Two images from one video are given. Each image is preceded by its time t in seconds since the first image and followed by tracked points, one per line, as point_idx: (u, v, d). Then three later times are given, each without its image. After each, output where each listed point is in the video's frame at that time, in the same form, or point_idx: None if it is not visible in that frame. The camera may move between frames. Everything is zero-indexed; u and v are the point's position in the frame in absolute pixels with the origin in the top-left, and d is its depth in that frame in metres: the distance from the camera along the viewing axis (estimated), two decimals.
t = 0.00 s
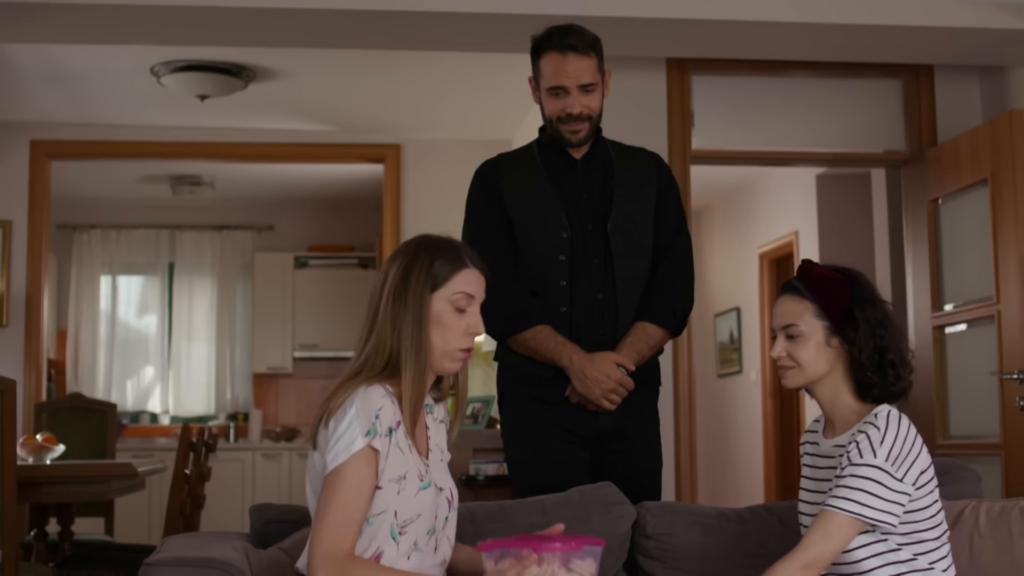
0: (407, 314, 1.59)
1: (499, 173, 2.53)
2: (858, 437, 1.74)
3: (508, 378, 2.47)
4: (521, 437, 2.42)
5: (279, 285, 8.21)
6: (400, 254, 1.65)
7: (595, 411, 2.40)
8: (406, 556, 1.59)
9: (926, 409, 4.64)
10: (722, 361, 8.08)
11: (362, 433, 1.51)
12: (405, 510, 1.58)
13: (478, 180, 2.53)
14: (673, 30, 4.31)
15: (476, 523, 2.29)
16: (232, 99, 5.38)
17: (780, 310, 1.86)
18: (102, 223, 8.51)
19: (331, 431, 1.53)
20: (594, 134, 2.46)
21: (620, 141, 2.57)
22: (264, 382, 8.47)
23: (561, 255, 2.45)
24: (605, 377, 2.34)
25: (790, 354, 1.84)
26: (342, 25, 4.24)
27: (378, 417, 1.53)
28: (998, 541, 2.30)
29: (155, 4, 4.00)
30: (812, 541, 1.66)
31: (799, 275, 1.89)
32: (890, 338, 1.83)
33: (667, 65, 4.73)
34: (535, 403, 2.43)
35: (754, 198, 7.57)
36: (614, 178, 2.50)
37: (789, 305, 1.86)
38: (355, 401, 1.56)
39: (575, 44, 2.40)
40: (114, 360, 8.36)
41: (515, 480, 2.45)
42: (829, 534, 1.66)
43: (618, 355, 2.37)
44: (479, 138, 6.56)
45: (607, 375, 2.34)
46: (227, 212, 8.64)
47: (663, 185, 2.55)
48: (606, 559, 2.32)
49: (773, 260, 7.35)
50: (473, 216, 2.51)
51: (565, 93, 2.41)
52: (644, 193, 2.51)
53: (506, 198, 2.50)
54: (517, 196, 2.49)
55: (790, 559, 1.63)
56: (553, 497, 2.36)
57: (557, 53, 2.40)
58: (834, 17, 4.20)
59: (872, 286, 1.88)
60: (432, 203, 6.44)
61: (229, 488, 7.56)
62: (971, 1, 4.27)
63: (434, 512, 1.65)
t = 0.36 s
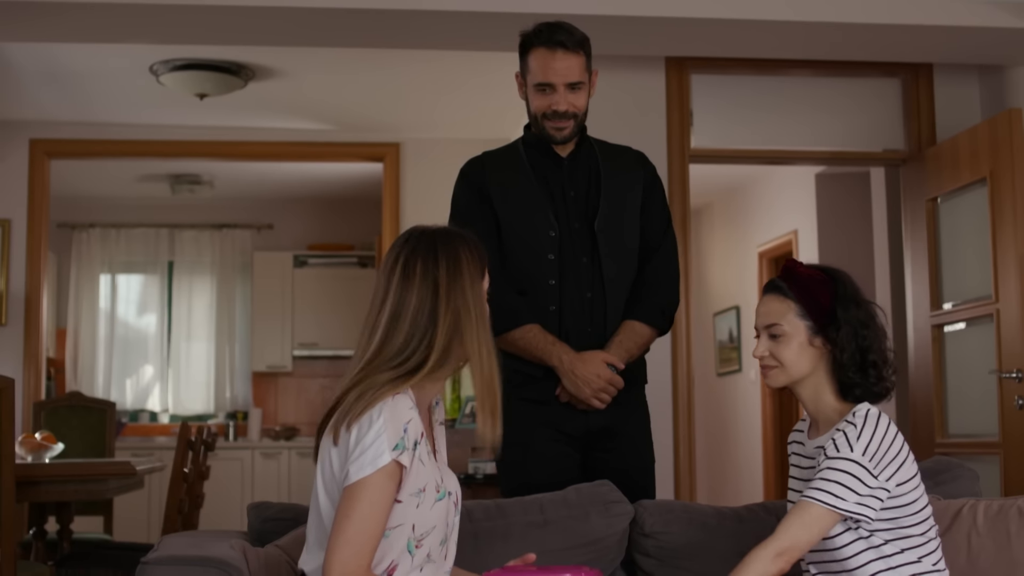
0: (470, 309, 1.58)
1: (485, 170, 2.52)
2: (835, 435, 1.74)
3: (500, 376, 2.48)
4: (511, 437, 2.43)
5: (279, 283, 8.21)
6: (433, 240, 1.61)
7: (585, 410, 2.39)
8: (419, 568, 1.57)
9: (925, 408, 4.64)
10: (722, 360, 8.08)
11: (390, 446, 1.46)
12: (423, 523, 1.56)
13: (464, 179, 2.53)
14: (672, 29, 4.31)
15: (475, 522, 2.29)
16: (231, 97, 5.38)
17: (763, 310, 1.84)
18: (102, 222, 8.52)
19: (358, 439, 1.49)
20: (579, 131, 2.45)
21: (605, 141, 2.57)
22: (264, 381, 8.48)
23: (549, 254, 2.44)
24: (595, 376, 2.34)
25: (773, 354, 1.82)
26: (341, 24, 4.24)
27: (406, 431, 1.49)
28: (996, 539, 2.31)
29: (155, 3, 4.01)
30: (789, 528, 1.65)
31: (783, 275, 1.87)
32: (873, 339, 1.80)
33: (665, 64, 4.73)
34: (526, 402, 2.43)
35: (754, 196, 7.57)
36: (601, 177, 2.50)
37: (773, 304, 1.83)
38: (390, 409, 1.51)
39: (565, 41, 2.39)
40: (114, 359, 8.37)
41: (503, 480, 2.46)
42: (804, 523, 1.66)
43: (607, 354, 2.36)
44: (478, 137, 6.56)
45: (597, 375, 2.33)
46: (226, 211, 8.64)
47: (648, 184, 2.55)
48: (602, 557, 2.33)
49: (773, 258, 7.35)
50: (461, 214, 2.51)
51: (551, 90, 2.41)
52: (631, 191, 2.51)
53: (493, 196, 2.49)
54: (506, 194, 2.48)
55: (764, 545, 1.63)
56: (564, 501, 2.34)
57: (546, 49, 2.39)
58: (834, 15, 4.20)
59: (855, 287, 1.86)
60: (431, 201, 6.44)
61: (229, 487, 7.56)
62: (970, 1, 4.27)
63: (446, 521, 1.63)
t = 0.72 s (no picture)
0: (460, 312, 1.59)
1: (492, 170, 2.53)
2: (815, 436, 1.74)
3: (503, 375, 2.48)
4: (513, 436, 2.42)
5: (278, 281, 8.20)
6: (422, 240, 1.62)
7: (589, 410, 2.39)
8: (412, 569, 1.58)
9: (923, 407, 4.64)
10: (722, 359, 8.07)
11: (380, 446, 1.46)
12: (414, 523, 1.56)
13: (471, 180, 2.53)
14: (671, 28, 4.31)
15: (471, 521, 2.29)
16: (230, 96, 5.38)
17: (749, 310, 1.85)
18: (101, 221, 8.52)
19: (349, 438, 1.49)
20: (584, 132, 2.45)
21: (612, 140, 2.58)
22: (263, 380, 8.48)
23: (553, 253, 2.45)
24: (596, 375, 2.33)
25: (756, 355, 1.83)
26: (341, 23, 4.24)
27: (396, 430, 1.50)
28: (993, 537, 2.31)
29: (155, 2, 4.01)
30: (762, 526, 1.64)
31: (771, 276, 1.87)
32: (860, 343, 1.80)
33: (664, 62, 4.73)
34: (527, 402, 2.43)
35: (753, 196, 7.57)
36: (607, 177, 2.50)
37: (759, 305, 1.84)
38: (381, 409, 1.51)
39: (569, 43, 2.40)
40: (113, 358, 8.37)
41: (506, 479, 2.46)
42: (779, 520, 1.66)
43: (610, 353, 2.36)
44: (477, 136, 6.56)
45: (598, 374, 2.33)
46: (226, 211, 8.65)
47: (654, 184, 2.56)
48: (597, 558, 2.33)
49: (772, 257, 7.35)
50: (467, 213, 2.51)
51: (557, 91, 2.41)
52: (637, 190, 2.52)
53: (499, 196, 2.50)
54: (512, 194, 2.49)
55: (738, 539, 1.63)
56: (561, 501, 2.35)
57: (551, 49, 2.40)
58: (834, 14, 4.20)
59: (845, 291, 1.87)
60: (430, 200, 6.44)
61: (228, 486, 7.56)
62: None
63: (438, 523, 1.64)
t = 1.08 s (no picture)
0: (427, 306, 1.66)
1: (498, 172, 2.53)
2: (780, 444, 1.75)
3: (508, 376, 2.48)
4: (518, 436, 2.43)
5: (276, 281, 8.20)
6: (392, 241, 1.70)
7: (593, 411, 2.40)
8: (398, 564, 1.64)
9: (921, 408, 4.64)
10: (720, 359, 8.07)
11: (358, 440, 1.55)
12: (397, 518, 1.63)
13: (478, 182, 2.53)
14: (669, 29, 4.31)
15: (467, 521, 2.29)
16: (227, 96, 5.38)
17: (705, 318, 1.85)
18: (99, 221, 8.51)
19: (327, 434, 1.57)
20: (590, 131, 2.46)
21: (618, 141, 2.58)
22: (261, 380, 8.47)
23: (559, 254, 2.45)
24: (600, 377, 2.32)
25: (712, 364, 1.83)
26: (338, 23, 4.24)
27: (374, 424, 1.58)
28: (989, 538, 2.32)
29: (153, 3, 4.01)
30: (730, 541, 1.65)
31: (727, 283, 1.87)
32: (816, 350, 1.80)
33: (662, 62, 4.73)
34: (530, 403, 2.43)
35: (751, 196, 7.57)
36: (613, 178, 2.51)
37: (715, 313, 1.85)
38: (360, 404, 1.59)
39: (577, 40, 2.40)
40: (111, 358, 8.37)
41: (511, 479, 2.46)
42: (745, 534, 1.66)
43: (613, 355, 2.35)
44: (475, 136, 6.57)
45: (602, 375, 2.32)
46: (224, 211, 8.65)
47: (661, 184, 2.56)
48: (590, 558, 2.33)
49: (770, 257, 7.35)
50: (473, 216, 2.51)
51: (564, 88, 2.41)
52: (643, 191, 2.52)
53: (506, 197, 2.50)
54: (518, 196, 2.49)
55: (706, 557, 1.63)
56: (554, 501, 2.36)
57: (560, 47, 2.41)
58: (832, 15, 4.20)
59: (802, 297, 1.87)
60: (427, 200, 6.44)
61: (227, 486, 7.56)
62: None
63: (423, 520, 1.71)
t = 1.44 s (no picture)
0: (410, 305, 1.76)
1: (498, 171, 2.52)
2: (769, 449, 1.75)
3: (506, 375, 2.48)
4: (516, 436, 2.43)
5: (274, 281, 8.20)
6: (384, 248, 1.81)
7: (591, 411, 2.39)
8: (388, 562, 1.73)
9: (918, 408, 4.64)
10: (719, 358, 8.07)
11: (344, 438, 1.64)
12: (385, 517, 1.72)
13: (478, 181, 2.53)
14: (668, 28, 4.31)
15: (462, 521, 2.30)
16: (225, 96, 5.38)
17: (681, 335, 1.85)
18: (98, 221, 8.51)
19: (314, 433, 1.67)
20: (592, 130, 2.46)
21: (618, 140, 2.58)
22: (260, 380, 8.47)
23: (559, 254, 2.45)
24: (599, 378, 2.32)
25: (693, 379, 1.83)
26: (336, 22, 4.25)
27: (360, 422, 1.67)
28: (983, 538, 2.32)
29: (152, 2, 4.01)
30: (723, 549, 1.66)
31: (698, 297, 1.88)
32: (791, 355, 1.80)
33: (660, 62, 4.73)
34: (529, 403, 2.43)
35: (749, 195, 7.57)
36: (612, 178, 2.51)
37: (688, 329, 1.85)
38: (347, 402, 1.69)
39: (580, 38, 2.40)
40: (110, 358, 8.36)
41: (510, 478, 2.46)
42: (739, 542, 1.66)
43: (612, 355, 2.35)
44: (473, 136, 6.57)
45: (600, 376, 2.32)
46: (222, 210, 8.64)
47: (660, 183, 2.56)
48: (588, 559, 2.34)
49: (768, 257, 7.36)
50: (474, 215, 2.50)
51: (568, 87, 2.41)
52: (643, 191, 2.52)
53: (507, 195, 2.50)
54: (518, 195, 2.49)
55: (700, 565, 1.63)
56: (549, 501, 2.36)
57: (561, 46, 2.40)
58: (832, 15, 4.20)
59: (771, 303, 1.87)
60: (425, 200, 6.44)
61: (225, 486, 7.56)
62: None
63: (413, 519, 1.79)
